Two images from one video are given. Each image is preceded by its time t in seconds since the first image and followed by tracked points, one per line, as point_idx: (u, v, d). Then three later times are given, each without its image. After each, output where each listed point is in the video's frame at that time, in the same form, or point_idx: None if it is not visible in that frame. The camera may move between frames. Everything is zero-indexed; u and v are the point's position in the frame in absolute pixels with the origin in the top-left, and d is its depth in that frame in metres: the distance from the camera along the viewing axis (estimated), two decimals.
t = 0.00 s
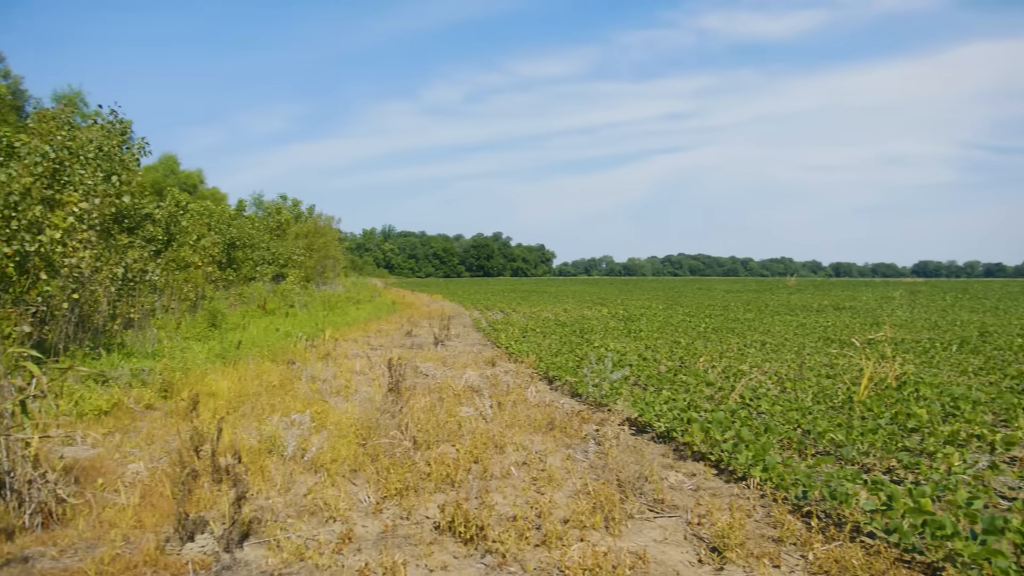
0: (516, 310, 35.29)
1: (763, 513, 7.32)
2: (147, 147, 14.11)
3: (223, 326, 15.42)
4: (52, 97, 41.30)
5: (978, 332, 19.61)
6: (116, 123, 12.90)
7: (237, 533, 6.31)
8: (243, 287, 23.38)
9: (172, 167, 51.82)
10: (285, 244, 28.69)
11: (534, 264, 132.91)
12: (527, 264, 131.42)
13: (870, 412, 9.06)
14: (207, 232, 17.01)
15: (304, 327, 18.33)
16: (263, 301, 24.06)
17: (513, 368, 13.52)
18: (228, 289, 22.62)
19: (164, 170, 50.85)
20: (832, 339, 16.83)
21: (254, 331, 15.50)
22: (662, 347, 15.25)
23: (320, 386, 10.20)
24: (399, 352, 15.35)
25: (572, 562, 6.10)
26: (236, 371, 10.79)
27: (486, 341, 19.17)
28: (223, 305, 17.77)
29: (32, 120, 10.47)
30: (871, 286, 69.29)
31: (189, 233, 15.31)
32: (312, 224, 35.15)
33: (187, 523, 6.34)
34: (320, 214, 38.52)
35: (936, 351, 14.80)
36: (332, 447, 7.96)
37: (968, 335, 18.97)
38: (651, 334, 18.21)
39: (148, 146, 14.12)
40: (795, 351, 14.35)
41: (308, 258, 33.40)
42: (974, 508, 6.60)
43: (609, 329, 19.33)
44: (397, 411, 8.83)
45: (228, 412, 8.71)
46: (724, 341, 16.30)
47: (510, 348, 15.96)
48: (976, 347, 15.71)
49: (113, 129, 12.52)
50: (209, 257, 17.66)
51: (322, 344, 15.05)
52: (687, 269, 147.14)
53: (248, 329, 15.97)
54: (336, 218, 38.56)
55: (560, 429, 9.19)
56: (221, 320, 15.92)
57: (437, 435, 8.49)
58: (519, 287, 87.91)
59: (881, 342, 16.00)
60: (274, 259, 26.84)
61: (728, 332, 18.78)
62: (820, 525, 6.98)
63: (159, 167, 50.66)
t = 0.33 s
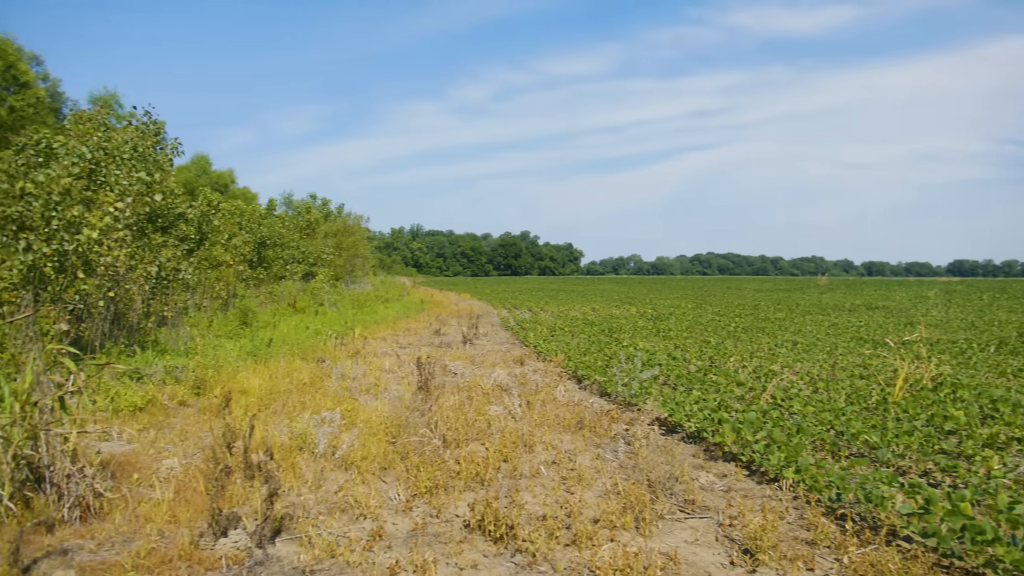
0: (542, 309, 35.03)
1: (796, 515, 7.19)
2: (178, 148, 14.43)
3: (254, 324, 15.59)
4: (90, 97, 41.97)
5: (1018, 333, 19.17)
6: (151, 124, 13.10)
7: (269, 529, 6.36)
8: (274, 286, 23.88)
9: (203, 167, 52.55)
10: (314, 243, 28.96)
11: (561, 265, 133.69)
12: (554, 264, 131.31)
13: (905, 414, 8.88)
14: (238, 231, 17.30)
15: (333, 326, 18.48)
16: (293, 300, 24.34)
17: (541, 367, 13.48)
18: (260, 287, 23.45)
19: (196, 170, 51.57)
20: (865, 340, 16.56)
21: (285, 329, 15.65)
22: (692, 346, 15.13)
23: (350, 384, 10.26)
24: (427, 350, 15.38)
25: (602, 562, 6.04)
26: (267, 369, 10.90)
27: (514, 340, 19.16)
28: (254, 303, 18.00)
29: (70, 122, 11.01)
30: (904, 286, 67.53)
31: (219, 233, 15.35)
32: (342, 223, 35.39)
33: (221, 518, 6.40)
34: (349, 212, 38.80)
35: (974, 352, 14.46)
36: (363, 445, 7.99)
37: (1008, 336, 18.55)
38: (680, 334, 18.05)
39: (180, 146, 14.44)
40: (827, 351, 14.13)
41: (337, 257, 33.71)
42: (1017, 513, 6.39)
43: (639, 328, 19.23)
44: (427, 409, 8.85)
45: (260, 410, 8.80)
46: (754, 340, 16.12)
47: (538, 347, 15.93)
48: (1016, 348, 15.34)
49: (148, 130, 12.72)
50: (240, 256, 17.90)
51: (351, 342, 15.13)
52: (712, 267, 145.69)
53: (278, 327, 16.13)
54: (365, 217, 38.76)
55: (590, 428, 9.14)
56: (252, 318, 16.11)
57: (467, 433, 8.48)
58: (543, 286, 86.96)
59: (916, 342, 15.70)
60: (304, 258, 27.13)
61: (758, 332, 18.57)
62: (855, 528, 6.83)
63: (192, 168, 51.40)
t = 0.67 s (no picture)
0: (569, 308, 34.85)
1: (828, 518, 7.03)
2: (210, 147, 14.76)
3: (284, 322, 15.73)
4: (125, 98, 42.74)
5: None
6: (184, 123, 13.27)
7: (300, 525, 6.39)
8: (304, 284, 24.11)
9: (234, 167, 53.34)
10: (343, 241, 29.20)
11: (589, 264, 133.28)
12: (582, 263, 130.91)
13: (941, 416, 8.67)
14: (267, 229, 17.52)
15: (362, 323, 18.62)
16: (322, 298, 24.54)
17: (570, 366, 13.44)
18: (291, 285, 23.70)
19: (228, 169, 52.35)
20: (899, 340, 16.25)
21: (314, 327, 15.77)
22: (722, 346, 14.97)
23: (379, 382, 10.32)
24: (455, 349, 15.39)
25: (632, 563, 5.98)
26: (297, 366, 11.00)
27: (542, 339, 19.14)
28: (284, 301, 18.20)
29: (107, 123, 11.51)
30: (947, 284, 66.29)
31: (250, 232, 15.53)
32: (371, 221, 35.64)
33: (252, 514, 6.43)
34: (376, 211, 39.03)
35: (1013, 354, 14.09)
36: (392, 442, 8.02)
37: None
38: (710, 333, 17.88)
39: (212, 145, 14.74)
40: (859, 351, 13.90)
41: (366, 255, 33.97)
42: None
43: (668, 328, 19.09)
44: (455, 408, 8.85)
45: (290, 407, 8.89)
46: (785, 340, 15.90)
47: (566, 346, 15.89)
48: None
49: (181, 130, 12.91)
50: (270, 254, 18.14)
51: (380, 340, 15.18)
52: (736, 267, 144.04)
53: (308, 325, 16.27)
54: (393, 215, 38.90)
55: (619, 427, 9.08)
56: (282, 315, 16.28)
57: (496, 432, 8.48)
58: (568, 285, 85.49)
59: (953, 343, 15.36)
60: (333, 256, 27.38)
61: (789, 332, 18.32)
62: (890, 532, 6.64)
63: (223, 167, 52.09)
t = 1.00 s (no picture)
0: (597, 309, 34.69)
1: (861, 524, 6.84)
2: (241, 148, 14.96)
3: (313, 322, 15.87)
4: (159, 100, 43.45)
5: None
6: (216, 125, 13.51)
7: (329, 524, 6.41)
8: (332, 284, 24.33)
9: (264, 168, 53.98)
10: (370, 242, 29.43)
11: (617, 264, 132.74)
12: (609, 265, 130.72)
13: (978, 422, 8.45)
14: (295, 230, 17.70)
15: (390, 324, 18.72)
16: (350, 298, 24.75)
17: (597, 368, 13.39)
18: (319, 285, 23.92)
19: (258, 170, 53.03)
20: (934, 344, 15.93)
21: (342, 327, 15.89)
22: (751, 348, 14.81)
23: (407, 382, 10.35)
24: (482, 350, 15.40)
25: (662, 566, 5.91)
26: (325, 366, 11.09)
27: (569, 340, 19.08)
28: (312, 301, 18.37)
29: (140, 125, 11.72)
30: (980, 287, 65.00)
31: (279, 233, 15.70)
32: (397, 222, 35.90)
33: (282, 512, 6.48)
34: (401, 211, 39.24)
35: None
36: (420, 443, 8.04)
37: None
38: (738, 335, 17.71)
39: (243, 146, 14.94)
40: (892, 355, 13.65)
41: (393, 255, 34.21)
42: None
43: (696, 329, 18.95)
44: (483, 409, 8.85)
45: (319, 406, 8.95)
46: (815, 343, 15.69)
47: (593, 348, 15.84)
48: None
49: (213, 132, 13.10)
50: (299, 254, 18.33)
51: (407, 340, 15.22)
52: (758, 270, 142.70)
53: (335, 325, 16.40)
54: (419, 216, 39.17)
55: (646, 430, 9.00)
56: (310, 315, 16.43)
57: (523, 433, 8.45)
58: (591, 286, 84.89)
59: (990, 348, 15.01)
60: (361, 257, 27.66)
61: (819, 334, 18.06)
62: (925, 539, 6.44)
63: (252, 168, 52.71)
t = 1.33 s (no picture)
0: (626, 312, 34.54)
1: (896, 533, 6.65)
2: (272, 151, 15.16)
3: (342, 324, 15.98)
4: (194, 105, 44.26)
5: None
6: (248, 129, 13.77)
7: (358, 526, 6.44)
8: (360, 286, 24.53)
9: (295, 171, 54.64)
10: (399, 245, 29.64)
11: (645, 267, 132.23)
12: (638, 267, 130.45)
13: (1017, 429, 8.21)
14: (324, 233, 17.88)
15: (418, 326, 18.80)
16: (378, 300, 24.93)
17: (625, 372, 13.32)
18: (348, 288, 24.12)
19: (288, 173, 53.69)
20: (971, 349, 15.59)
21: (371, 329, 15.98)
22: (781, 352, 14.63)
23: (435, 385, 10.37)
24: (511, 353, 15.39)
25: (693, 573, 5.83)
26: (354, 368, 11.16)
27: (597, 344, 19.01)
28: (341, 303, 18.53)
29: (174, 130, 11.94)
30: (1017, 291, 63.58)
31: (308, 235, 15.86)
32: (425, 225, 36.13)
33: (312, 514, 6.51)
34: (426, 214, 39.39)
35: None
36: (448, 446, 8.04)
37: None
38: (768, 339, 17.52)
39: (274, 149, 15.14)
40: (927, 361, 13.38)
41: (421, 258, 34.43)
42: None
43: (724, 333, 18.79)
44: (511, 412, 8.83)
45: (348, 408, 9.01)
46: (847, 348, 15.44)
47: (621, 351, 15.77)
48: None
49: (244, 136, 13.31)
50: (328, 257, 18.50)
51: (435, 343, 15.27)
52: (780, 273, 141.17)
53: (364, 327, 16.50)
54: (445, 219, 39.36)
55: (676, 434, 8.93)
56: (339, 317, 16.56)
57: (552, 437, 8.42)
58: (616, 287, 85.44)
59: None
60: (389, 259, 27.87)
61: (852, 339, 17.77)
62: (963, 550, 6.21)
63: (283, 171, 53.31)
